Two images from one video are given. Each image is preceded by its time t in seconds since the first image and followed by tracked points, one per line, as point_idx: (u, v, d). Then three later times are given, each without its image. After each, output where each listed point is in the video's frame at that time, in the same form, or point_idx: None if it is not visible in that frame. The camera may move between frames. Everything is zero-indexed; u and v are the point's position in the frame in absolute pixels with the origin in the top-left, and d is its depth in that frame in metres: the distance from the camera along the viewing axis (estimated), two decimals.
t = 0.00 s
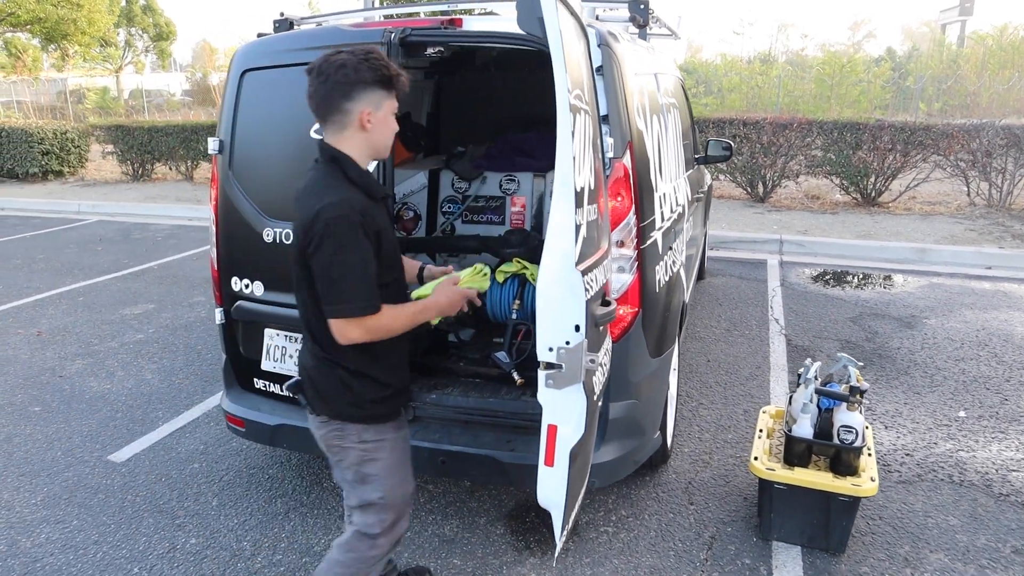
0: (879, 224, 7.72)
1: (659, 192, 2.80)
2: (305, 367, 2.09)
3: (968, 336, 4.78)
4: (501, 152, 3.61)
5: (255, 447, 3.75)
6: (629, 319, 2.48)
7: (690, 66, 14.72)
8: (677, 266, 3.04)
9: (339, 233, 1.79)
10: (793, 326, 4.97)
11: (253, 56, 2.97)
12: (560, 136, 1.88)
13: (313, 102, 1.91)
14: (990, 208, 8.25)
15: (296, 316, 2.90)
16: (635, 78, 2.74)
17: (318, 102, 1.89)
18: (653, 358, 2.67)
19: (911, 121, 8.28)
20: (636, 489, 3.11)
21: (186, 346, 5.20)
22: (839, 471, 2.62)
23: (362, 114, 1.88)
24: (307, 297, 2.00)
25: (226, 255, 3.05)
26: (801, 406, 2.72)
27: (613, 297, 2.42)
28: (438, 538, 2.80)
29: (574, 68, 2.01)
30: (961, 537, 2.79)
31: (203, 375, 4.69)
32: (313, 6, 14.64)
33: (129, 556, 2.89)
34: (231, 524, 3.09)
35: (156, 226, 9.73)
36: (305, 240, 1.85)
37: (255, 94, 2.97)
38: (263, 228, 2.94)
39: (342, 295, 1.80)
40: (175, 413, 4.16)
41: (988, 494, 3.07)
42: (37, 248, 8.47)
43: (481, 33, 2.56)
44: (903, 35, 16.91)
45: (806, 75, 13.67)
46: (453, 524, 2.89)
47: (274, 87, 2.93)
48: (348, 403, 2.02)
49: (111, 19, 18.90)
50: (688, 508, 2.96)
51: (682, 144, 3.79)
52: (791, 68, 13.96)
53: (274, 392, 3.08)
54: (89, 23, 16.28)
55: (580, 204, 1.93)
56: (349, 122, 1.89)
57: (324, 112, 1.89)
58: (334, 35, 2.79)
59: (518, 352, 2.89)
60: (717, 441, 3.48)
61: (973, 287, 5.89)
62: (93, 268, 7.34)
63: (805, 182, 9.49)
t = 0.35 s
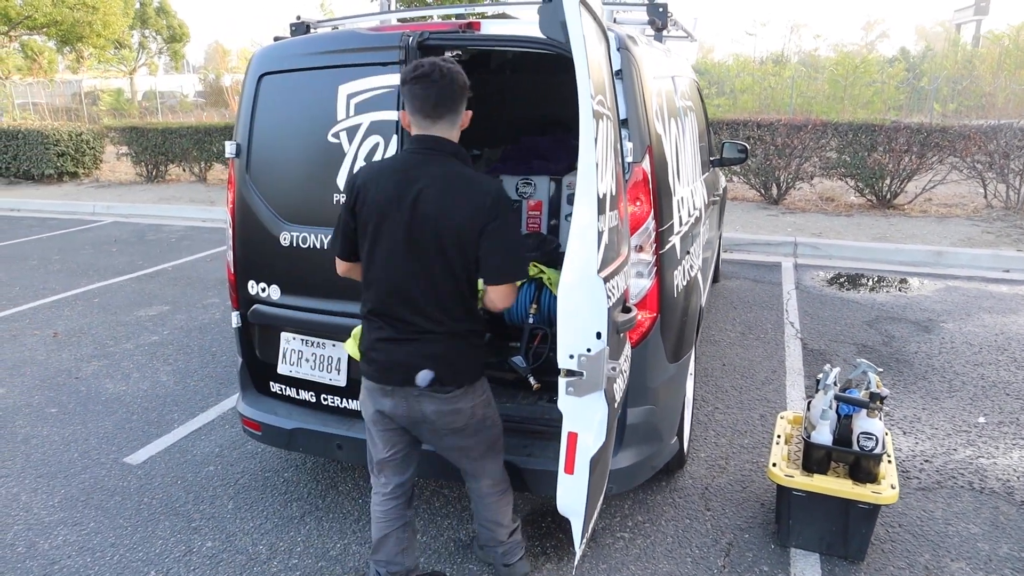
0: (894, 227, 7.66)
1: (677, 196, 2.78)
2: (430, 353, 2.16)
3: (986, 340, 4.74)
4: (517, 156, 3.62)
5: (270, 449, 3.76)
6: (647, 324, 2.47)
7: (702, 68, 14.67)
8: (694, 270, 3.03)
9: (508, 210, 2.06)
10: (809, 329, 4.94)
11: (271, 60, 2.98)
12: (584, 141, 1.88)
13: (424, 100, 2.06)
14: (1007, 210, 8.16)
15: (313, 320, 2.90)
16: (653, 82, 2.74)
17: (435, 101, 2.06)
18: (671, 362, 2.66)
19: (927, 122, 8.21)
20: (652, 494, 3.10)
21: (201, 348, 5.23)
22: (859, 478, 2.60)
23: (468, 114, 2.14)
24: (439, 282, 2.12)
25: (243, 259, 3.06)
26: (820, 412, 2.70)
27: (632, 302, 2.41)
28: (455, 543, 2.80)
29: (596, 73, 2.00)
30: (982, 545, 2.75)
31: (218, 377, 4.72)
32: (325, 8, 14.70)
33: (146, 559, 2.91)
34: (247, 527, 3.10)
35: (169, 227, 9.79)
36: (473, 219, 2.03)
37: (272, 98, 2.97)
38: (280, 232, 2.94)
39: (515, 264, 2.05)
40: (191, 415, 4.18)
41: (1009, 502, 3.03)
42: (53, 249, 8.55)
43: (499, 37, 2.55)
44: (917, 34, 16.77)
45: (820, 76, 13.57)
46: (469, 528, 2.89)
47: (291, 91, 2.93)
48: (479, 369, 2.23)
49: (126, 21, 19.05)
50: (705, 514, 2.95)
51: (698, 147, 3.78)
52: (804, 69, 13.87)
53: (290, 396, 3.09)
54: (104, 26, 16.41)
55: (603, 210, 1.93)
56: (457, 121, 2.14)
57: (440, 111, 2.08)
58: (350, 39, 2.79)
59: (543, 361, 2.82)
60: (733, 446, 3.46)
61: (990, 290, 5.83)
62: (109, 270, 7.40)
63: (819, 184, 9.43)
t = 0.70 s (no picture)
0: (890, 227, 7.67)
1: (672, 196, 2.79)
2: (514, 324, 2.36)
3: (981, 340, 4.75)
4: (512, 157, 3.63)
5: (266, 450, 3.76)
6: (642, 324, 2.47)
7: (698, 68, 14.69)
8: (689, 270, 3.04)
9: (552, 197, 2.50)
10: (805, 329, 4.95)
11: (266, 61, 2.98)
12: (576, 142, 1.88)
13: (484, 98, 2.25)
14: (1003, 210, 8.19)
15: (306, 321, 2.91)
16: (648, 82, 2.74)
17: (493, 100, 2.27)
18: (665, 362, 2.67)
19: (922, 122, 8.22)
20: (647, 493, 3.10)
21: (197, 349, 5.22)
22: (853, 477, 2.60)
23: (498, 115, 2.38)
24: (518, 256, 2.32)
25: (238, 260, 3.06)
26: (814, 412, 2.70)
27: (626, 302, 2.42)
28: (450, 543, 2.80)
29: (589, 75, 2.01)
30: (976, 544, 2.76)
31: (214, 378, 4.72)
32: (322, 10, 14.69)
33: (141, 560, 2.91)
34: (242, 528, 3.10)
35: (166, 228, 9.79)
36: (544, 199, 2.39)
37: (267, 99, 2.98)
38: (274, 233, 2.95)
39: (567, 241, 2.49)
40: (187, 416, 4.18)
41: (1003, 501, 3.04)
42: (49, 250, 8.53)
43: (493, 38, 2.55)
44: (913, 35, 16.81)
45: (816, 76, 13.58)
46: (464, 529, 2.90)
47: (286, 92, 2.94)
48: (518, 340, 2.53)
49: (122, 22, 19.04)
50: (700, 514, 2.95)
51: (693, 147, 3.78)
52: (801, 69, 13.88)
53: (286, 396, 3.09)
54: (100, 26, 16.38)
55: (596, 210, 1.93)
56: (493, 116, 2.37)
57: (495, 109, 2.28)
58: (345, 40, 2.80)
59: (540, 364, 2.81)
60: (728, 446, 3.47)
61: (985, 290, 5.85)
62: (105, 271, 7.39)
63: (815, 184, 9.45)
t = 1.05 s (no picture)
0: (887, 227, 7.69)
1: (668, 195, 2.79)
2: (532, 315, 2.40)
3: (977, 340, 4.76)
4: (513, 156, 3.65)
5: (263, 448, 3.77)
6: (638, 322, 2.49)
7: (696, 69, 14.73)
8: (685, 269, 3.05)
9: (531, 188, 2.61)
10: (802, 329, 4.97)
11: (264, 60, 2.99)
12: (572, 138, 1.89)
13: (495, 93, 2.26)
14: (999, 211, 8.21)
15: (304, 319, 2.91)
16: (644, 82, 2.75)
17: (501, 98, 2.29)
18: (662, 360, 2.68)
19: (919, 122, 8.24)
20: (644, 491, 3.11)
21: (195, 348, 5.23)
22: (848, 475, 2.61)
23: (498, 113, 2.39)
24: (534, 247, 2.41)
25: (236, 258, 3.07)
26: (809, 410, 2.71)
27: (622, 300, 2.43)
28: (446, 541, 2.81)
29: (586, 73, 2.02)
30: (970, 541, 2.78)
31: (212, 377, 4.72)
32: (320, 9, 14.69)
33: (138, 557, 2.91)
34: (239, 525, 3.10)
35: (164, 227, 9.79)
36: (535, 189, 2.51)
37: (265, 98, 2.98)
38: (272, 231, 2.95)
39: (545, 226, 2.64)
40: (185, 414, 4.18)
41: (998, 499, 3.05)
42: (47, 249, 8.53)
43: (491, 37, 2.56)
44: (910, 35, 16.82)
45: (814, 77, 13.61)
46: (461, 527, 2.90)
47: (283, 90, 2.94)
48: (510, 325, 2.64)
49: (121, 21, 19.03)
50: (696, 512, 2.96)
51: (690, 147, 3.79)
52: (799, 70, 13.90)
53: (283, 394, 3.09)
54: (99, 26, 16.39)
55: (592, 208, 1.94)
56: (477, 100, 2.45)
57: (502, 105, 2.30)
58: (343, 39, 2.81)
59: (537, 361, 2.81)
60: (725, 444, 3.48)
61: (982, 290, 5.86)
62: (103, 270, 7.39)
63: (813, 184, 9.47)
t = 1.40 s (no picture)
0: (897, 228, 7.66)
1: (677, 195, 2.80)
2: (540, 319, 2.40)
3: (987, 341, 4.74)
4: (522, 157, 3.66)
5: (273, 446, 3.79)
6: (647, 322, 2.49)
7: (705, 70, 14.71)
8: (694, 269, 3.05)
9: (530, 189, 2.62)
10: (811, 329, 4.96)
11: (275, 60, 3.01)
12: (583, 137, 1.90)
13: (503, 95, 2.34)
14: (1010, 212, 8.16)
15: (314, 317, 2.93)
16: (654, 82, 2.75)
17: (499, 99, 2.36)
18: (670, 360, 2.68)
19: (930, 123, 8.20)
20: (652, 491, 3.12)
21: (205, 346, 5.26)
22: (857, 476, 2.61)
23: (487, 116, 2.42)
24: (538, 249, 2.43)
25: (247, 257, 3.09)
26: (818, 410, 2.71)
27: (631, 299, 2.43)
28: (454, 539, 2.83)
29: (596, 73, 2.03)
30: (980, 543, 2.77)
31: (221, 375, 4.75)
32: (330, 9, 14.71)
33: (149, 553, 2.94)
34: (249, 522, 3.12)
35: (173, 226, 9.84)
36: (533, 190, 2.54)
37: (276, 98, 3.01)
38: (283, 230, 2.97)
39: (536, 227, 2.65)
40: (195, 412, 4.21)
41: (1008, 501, 3.04)
42: (59, 248, 8.60)
43: (501, 37, 2.57)
44: (921, 35, 16.73)
45: (823, 77, 13.56)
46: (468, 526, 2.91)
47: (294, 90, 2.96)
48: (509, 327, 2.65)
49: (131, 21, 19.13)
50: (704, 512, 2.96)
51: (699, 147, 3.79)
52: (808, 70, 13.85)
53: (293, 392, 3.11)
54: (109, 26, 16.51)
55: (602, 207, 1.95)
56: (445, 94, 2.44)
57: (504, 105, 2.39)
58: (353, 39, 2.82)
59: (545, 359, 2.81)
60: (733, 444, 3.48)
61: (992, 291, 5.83)
62: (114, 269, 7.45)
63: (822, 185, 9.44)
